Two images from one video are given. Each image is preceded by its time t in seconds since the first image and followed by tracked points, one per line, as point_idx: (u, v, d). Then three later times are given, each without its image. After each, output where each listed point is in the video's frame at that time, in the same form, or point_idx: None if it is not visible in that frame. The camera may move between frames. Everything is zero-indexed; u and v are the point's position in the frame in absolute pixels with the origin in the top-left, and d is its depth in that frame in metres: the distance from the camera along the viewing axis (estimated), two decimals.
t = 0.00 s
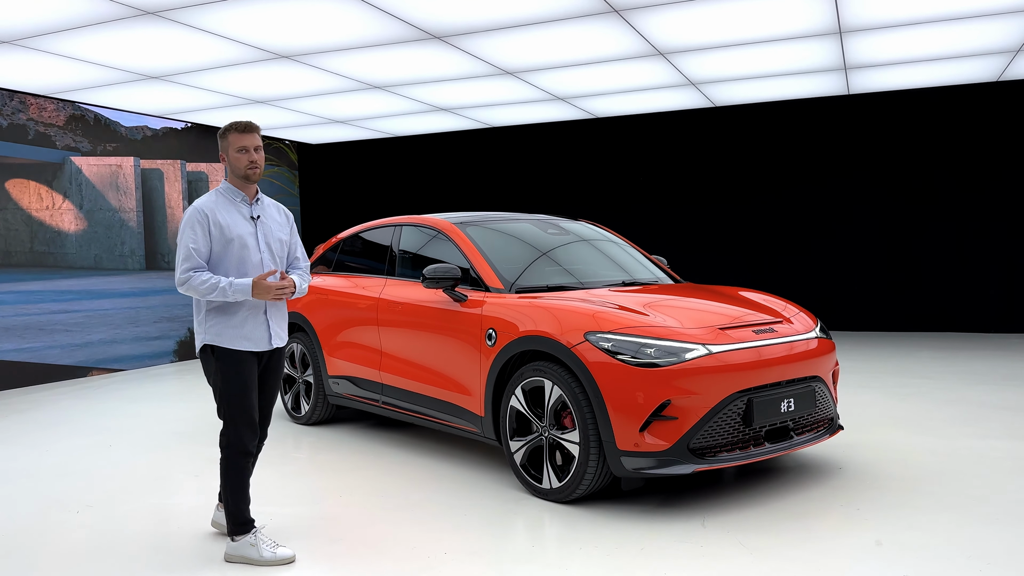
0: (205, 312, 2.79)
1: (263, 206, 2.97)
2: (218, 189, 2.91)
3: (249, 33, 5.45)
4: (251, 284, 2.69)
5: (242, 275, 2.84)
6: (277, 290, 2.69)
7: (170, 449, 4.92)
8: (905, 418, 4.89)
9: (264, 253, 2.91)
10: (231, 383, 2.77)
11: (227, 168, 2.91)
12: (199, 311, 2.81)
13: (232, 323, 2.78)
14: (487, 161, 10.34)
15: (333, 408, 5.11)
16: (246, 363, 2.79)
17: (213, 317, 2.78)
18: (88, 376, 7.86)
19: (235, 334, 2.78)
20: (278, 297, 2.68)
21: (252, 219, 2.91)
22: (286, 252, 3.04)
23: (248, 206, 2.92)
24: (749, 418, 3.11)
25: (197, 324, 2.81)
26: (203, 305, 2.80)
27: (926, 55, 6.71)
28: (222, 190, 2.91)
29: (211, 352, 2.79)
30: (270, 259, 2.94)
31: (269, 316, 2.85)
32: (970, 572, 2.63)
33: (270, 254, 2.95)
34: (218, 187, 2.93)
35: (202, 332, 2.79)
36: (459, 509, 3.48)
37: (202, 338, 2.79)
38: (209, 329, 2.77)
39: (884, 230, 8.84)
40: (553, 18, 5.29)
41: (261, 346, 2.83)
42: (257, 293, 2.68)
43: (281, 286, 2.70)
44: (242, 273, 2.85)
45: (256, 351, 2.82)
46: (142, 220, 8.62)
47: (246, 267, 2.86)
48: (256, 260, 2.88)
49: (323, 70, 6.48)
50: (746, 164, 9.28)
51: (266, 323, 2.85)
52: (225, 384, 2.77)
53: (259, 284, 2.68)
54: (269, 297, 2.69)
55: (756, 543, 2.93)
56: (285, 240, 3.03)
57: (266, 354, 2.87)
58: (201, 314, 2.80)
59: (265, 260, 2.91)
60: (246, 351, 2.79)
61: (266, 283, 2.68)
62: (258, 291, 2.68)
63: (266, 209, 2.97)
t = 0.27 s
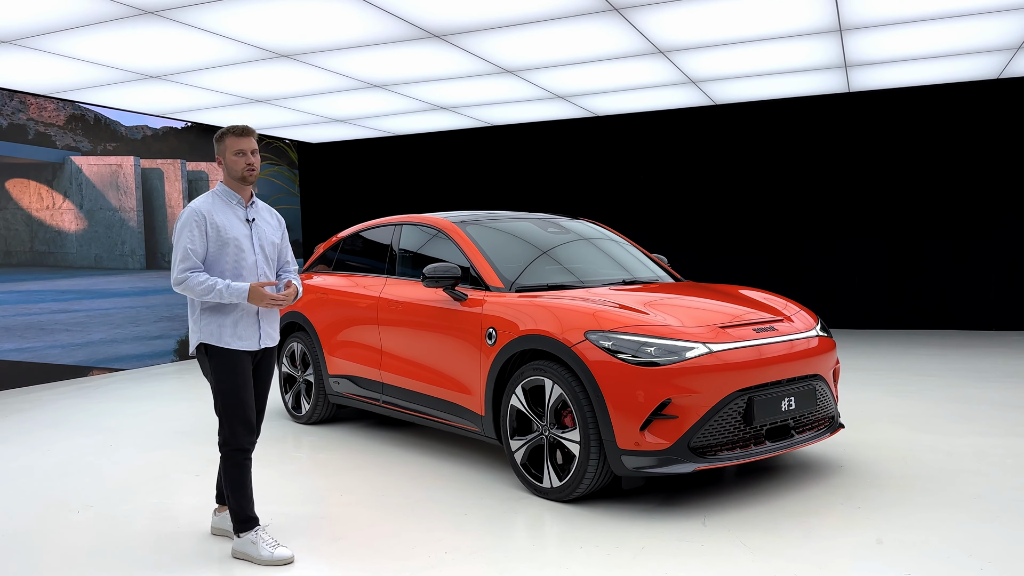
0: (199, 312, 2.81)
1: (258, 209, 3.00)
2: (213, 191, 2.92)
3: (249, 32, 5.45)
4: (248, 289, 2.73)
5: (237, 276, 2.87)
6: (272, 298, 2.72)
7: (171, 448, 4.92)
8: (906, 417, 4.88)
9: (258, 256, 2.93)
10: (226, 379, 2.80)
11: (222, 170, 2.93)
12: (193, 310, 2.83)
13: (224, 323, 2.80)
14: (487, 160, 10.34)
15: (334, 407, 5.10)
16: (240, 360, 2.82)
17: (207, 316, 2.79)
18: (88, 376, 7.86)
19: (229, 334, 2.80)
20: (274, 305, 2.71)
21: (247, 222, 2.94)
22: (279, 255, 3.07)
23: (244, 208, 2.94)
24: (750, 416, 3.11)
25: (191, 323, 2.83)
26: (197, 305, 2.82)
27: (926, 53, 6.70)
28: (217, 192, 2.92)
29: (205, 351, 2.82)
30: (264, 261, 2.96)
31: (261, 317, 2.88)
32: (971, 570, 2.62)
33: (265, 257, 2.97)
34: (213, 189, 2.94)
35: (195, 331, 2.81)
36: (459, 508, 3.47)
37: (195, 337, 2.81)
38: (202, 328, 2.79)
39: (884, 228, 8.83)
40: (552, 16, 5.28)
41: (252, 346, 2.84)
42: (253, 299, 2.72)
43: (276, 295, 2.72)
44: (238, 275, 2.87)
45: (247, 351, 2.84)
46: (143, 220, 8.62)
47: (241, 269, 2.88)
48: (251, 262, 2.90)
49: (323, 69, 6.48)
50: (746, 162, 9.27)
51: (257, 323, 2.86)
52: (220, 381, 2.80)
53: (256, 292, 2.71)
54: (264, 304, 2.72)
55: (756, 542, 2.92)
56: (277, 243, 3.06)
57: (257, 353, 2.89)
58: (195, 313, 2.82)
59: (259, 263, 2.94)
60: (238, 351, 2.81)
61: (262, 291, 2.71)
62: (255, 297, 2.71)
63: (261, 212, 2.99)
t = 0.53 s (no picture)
0: (194, 307, 2.85)
1: (253, 208, 3.06)
2: (209, 188, 2.97)
3: (249, 31, 5.45)
4: (238, 284, 2.70)
5: (231, 273, 2.91)
6: (262, 294, 2.69)
7: (172, 447, 4.92)
8: (908, 415, 4.87)
9: (252, 254, 2.98)
10: (218, 374, 2.84)
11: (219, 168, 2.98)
12: (187, 305, 2.87)
13: (218, 318, 2.83)
14: (488, 158, 10.33)
15: (335, 406, 5.11)
16: (233, 356, 2.87)
17: (201, 311, 2.83)
18: (90, 375, 7.87)
19: (222, 329, 2.84)
20: (263, 302, 2.68)
21: (243, 220, 2.99)
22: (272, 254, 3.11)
23: (240, 207, 3.00)
24: (751, 414, 3.11)
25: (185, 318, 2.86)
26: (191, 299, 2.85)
27: (927, 51, 6.69)
28: (214, 190, 2.98)
29: (198, 346, 2.85)
30: (258, 259, 3.01)
31: (254, 312, 2.91)
32: (973, 568, 2.62)
33: (259, 255, 3.02)
34: (209, 186, 2.99)
35: (189, 326, 2.85)
36: (460, 507, 3.48)
37: (189, 332, 2.85)
38: (196, 324, 2.83)
39: (885, 227, 8.83)
40: (553, 14, 5.28)
41: (244, 342, 2.88)
42: (242, 295, 2.68)
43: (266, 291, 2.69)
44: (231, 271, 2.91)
45: (240, 346, 2.88)
46: (144, 219, 8.62)
47: (236, 265, 2.93)
48: (245, 259, 2.95)
49: (324, 68, 6.48)
50: (747, 161, 9.26)
51: (251, 319, 2.91)
52: (213, 376, 2.84)
53: (246, 287, 2.68)
54: (253, 300, 2.69)
55: (757, 540, 2.92)
56: (271, 242, 3.11)
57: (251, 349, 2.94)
58: (189, 308, 2.86)
59: (253, 261, 2.99)
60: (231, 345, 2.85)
61: (253, 285, 2.67)
62: (245, 293, 2.68)
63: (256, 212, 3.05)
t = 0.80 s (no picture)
0: (187, 303, 2.87)
1: (252, 209, 3.08)
2: (211, 187, 3.00)
3: (251, 30, 5.46)
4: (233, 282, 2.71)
5: (226, 271, 2.92)
6: (255, 293, 2.69)
7: (175, 446, 4.94)
8: (909, 413, 4.87)
9: (249, 253, 3.00)
10: (208, 372, 2.86)
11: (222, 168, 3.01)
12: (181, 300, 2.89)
13: (213, 316, 2.86)
14: (489, 158, 10.34)
15: (337, 405, 5.11)
16: (222, 355, 2.89)
17: (196, 308, 2.86)
18: (92, 374, 7.89)
19: (215, 326, 2.86)
20: (257, 300, 2.68)
21: (241, 220, 3.01)
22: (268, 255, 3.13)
23: (238, 206, 3.02)
24: (753, 413, 3.11)
25: (178, 313, 2.89)
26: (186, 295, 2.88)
27: (929, 49, 6.68)
28: (215, 188, 3.00)
29: (188, 342, 2.87)
30: (254, 259, 3.03)
31: (248, 311, 2.93)
32: (975, 566, 2.62)
33: (255, 255, 3.03)
34: (210, 185, 3.01)
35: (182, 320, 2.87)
36: (463, 505, 3.48)
37: (181, 326, 2.87)
38: (189, 319, 2.85)
39: (887, 225, 8.83)
40: (554, 13, 5.28)
41: (236, 341, 2.91)
42: (237, 292, 2.69)
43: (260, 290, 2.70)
44: (226, 270, 2.92)
45: (231, 345, 2.90)
46: (147, 218, 8.63)
47: (232, 264, 2.94)
48: (241, 258, 2.96)
49: (326, 67, 6.48)
50: (748, 160, 9.27)
51: (244, 318, 2.93)
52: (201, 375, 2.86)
53: (240, 284, 2.68)
54: (247, 299, 2.70)
55: (759, 538, 2.93)
56: (268, 243, 3.13)
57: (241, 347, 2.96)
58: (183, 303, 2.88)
59: (249, 260, 3.00)
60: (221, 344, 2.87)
61: (247, 284, 2.68)
62: (239, 291, 2.69)
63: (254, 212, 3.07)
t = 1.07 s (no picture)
0: (184, 300, 2.91)
1: (250, 208, 3.10)
2: (210, 186, 3.01)
3: (254, 29, 5.47)
4: (229, 280, 2.75)
5: (223, 269, 2.94)
6: (251, 292, 2.74)
7: (179, 444, 4.95)
8: (912, 412, 4.88)
9: (245, 252, 3.02)
10: (203, 370, 2.90)
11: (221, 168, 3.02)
12: (178, 298, 2.93)
13: (209, 313, 2.89)
14: (492, 157, 10.35)
15: (340, 403, 5.12)
16: (217, 353, 2.92)
17: (192, 305, 2.90)
18: (95, 373, 7.91)
19: (210, 324, 2.90)
20: (251, 299, 2.73)
21: (239, 219, 3.03)
22: (266, 254, 3.14)
23: (236, 205, 3.03)
24: (756, 411, 3.12)
25: (175, 310, 2.92)
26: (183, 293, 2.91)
27: (932, 48, 6.67)
28: (214, 187, 3.02)
29: (184, 339, 2.91)
30: (251, 258, 3.05)
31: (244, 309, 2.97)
32: (979, 564, 2.63)
33: (252, 254, 3.05)
34: (209, 183, 3.03)
35: (178, 317, 2.91)
36: (466, 503, 3.50)
37: (177, 324, 2.91)
38: (185, 316, 2.89)
39: (889, 224, 8.82)
40: (557, 12, 5.29)
41: (232, 339, 2.95)
42: (232, 291, 2.73)
43: (255, 289, 2.74)
44: (223, 268, 2.95)
45: (226, 342, 2.94)
46: (150, 218, 8.63)
47: (227, 262, 2.96)
48: (237, 256, 2.98)
49: (328, 66, 6.49)
50: (751, 159, 9.26)
51: (240, 316, 2.97)
52: (196, 371, 2.90)
53: (235, 284, 2.73)
54: (242, 297, 2.74)
55: (761, 536, 2.94)
56: (266, 243, 3.14)
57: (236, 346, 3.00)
58: (180, 301, 2.91)
59: (245, 258, 3.02)
60: (217, 341, 2.91)
61: (242, 283, 2.73)
62: (234, 289, 2.73)
63: (252, 212, 3.09)
